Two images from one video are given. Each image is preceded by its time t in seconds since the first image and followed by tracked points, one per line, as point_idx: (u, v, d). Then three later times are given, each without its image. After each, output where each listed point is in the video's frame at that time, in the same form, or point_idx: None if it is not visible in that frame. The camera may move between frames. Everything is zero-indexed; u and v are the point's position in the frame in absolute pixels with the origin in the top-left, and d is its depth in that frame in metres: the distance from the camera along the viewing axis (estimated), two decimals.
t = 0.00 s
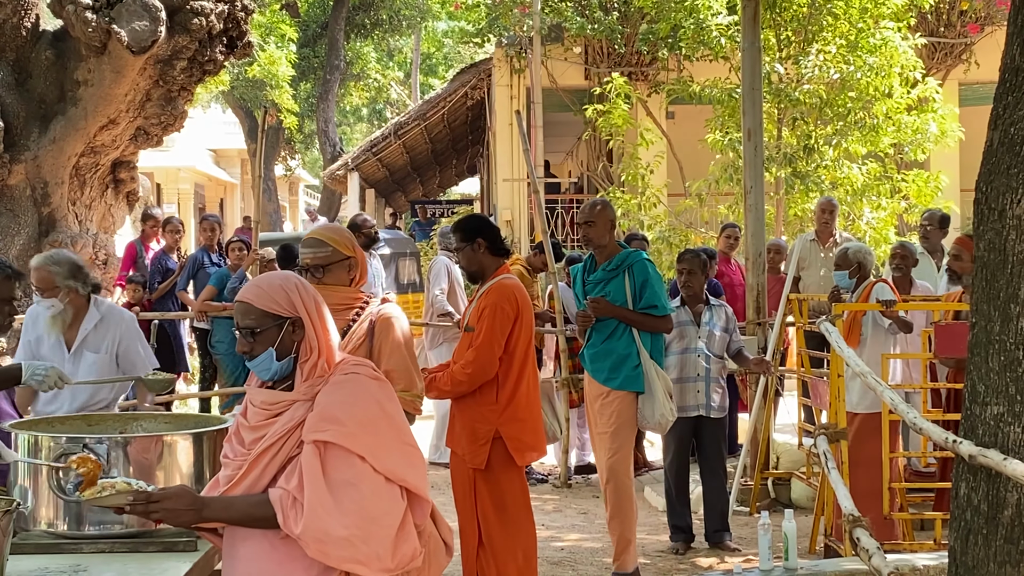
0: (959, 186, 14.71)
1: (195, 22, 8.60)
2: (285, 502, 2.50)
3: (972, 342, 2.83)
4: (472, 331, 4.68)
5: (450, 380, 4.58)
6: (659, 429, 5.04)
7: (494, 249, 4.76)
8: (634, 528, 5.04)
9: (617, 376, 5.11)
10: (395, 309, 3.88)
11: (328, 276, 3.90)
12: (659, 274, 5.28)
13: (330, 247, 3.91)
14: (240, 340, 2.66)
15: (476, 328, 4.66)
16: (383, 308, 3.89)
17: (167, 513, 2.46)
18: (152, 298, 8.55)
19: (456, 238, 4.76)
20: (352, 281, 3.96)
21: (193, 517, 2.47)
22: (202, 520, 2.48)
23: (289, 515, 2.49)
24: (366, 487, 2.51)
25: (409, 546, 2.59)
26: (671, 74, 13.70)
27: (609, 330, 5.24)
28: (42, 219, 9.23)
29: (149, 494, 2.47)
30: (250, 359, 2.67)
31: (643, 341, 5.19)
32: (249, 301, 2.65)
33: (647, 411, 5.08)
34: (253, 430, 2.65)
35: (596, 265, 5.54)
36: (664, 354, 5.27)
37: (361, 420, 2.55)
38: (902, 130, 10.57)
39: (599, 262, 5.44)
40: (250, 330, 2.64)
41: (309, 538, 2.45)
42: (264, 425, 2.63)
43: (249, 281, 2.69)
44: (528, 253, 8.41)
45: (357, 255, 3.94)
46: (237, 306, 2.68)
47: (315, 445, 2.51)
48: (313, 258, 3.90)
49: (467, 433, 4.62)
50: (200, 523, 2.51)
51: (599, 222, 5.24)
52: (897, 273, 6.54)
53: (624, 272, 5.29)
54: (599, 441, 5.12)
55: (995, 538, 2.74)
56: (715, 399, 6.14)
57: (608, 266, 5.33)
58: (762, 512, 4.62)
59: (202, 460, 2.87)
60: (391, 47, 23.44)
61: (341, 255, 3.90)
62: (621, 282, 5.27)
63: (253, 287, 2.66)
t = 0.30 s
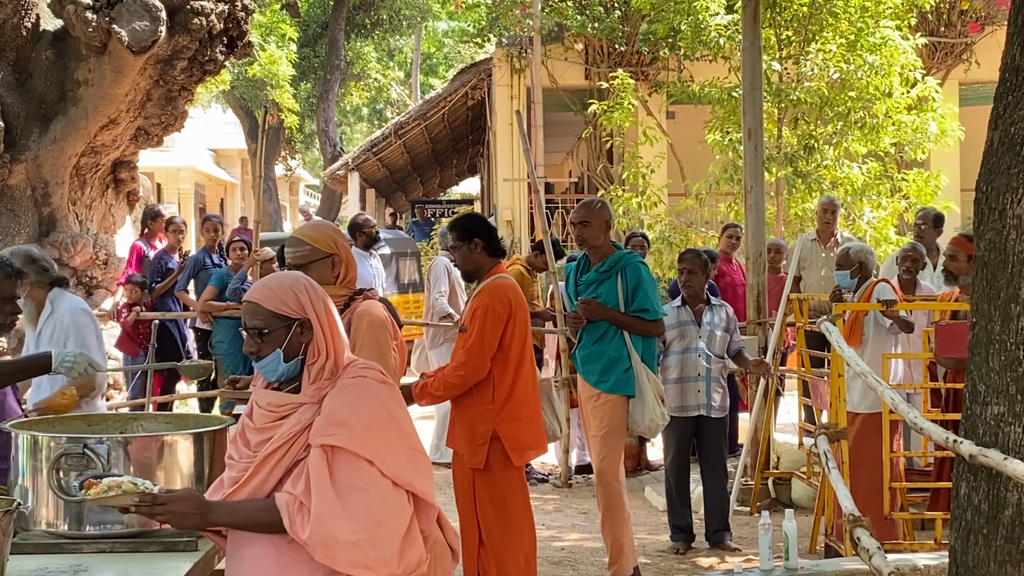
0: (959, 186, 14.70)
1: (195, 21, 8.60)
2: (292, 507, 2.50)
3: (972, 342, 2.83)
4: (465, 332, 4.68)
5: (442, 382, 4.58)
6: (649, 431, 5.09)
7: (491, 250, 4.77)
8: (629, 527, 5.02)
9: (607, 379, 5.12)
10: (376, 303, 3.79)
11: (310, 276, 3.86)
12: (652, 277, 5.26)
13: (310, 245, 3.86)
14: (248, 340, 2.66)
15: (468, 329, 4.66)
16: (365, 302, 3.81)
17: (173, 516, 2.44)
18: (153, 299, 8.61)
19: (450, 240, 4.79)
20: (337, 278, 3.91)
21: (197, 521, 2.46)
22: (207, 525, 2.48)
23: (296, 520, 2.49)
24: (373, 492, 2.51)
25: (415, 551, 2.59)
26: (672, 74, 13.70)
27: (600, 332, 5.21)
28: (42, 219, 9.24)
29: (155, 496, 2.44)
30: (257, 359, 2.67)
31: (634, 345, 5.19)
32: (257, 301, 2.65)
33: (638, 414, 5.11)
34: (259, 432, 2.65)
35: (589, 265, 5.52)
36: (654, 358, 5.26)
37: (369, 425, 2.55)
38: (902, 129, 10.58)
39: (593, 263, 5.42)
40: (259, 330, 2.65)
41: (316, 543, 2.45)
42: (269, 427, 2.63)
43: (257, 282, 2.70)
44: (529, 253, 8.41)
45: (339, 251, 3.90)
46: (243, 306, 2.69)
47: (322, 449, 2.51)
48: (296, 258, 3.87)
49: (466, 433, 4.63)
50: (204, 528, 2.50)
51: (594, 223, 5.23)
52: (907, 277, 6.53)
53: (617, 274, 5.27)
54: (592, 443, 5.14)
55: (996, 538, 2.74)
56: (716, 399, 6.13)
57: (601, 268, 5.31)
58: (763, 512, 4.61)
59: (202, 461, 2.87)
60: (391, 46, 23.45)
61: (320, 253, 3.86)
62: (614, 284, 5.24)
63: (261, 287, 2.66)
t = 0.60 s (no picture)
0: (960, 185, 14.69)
1: (196, 21, 8.61)
2: (332, 519, 2.49)
3: (972, 341, 2.84)
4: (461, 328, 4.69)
5: (438, 379, 4.58)
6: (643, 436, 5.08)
7: (489, 249, 4.77)
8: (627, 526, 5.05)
9: (602, 381, 5.12)
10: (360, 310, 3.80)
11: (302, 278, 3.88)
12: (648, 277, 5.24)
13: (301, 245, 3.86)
14: (257, 345, 2.64)
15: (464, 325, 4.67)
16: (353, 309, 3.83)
17: (209, 527, 2.42)
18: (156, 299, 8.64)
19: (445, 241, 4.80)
20: (332, 278, 3.90)
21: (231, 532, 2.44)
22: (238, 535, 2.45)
23: (339, 532, 2.48)
24: (410, 492, 2.52)
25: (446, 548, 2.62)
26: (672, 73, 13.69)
27: (594, 333, 5.21)
28: (42, 219, 9.25)
29: (192, 506, 2.42)
30: (268, 364, 2.64)
31: (630, 347, 5.19)
32: (267, 305, 2.64)
33: (630, 417, 5.12)
34: (273, 439, 2.62)
35: (585, 263, 5.49)
36: (649, 360, 5.25)
37: (397, 427, 2.56)
38: (902, 128, 10.57)
39: (589, 262, 5.39)
40: (271, 334, 2.63)
41: (363, 549, 2.45)
42: (285, 435, 2.61)
43: (265, 284, 2.69)
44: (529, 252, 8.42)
45: (330, 251, 3.88)
46: (253, 309, 2.68)
47: (353, 456, 2.51)
48: (290, 259, 3.86)
49: (463, 431, 4.63)
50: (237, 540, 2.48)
51: (590, 222, 5.19)
52: (912, 277, 6.51)
53: (613, 275, 5.24)
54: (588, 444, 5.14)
55: (996, 537, 2.75)
56: (716, 398, 6.15)
57: (597, 268, 5.29)
58: (764, 512, 4.61)
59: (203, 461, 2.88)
60: (391, 46, 23.45)
61: (313, 253, 3.85)
62: (610, 285, 5.22)
63: (269, 290, 2.65)
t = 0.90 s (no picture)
0: (960, 184, 14.69)
1: (196, 20, 8.59)
2: (371, 531, 2.39)
3: (973, 340, 2.84)
4: (465, 330, 4.66)
5: (452, 378, 4.56)
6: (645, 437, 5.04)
7: (481, 250, 4.78)
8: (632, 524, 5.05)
9: (600, 379, 5.13)
10: (358, 309, 3.80)
11: (301, 277, 3.88)
12: (649, 274, 5.22)
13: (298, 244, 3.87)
14: (253, 358, 2.52)
15: (468, 326, 4.66)
16: (353, 305, 3.83)
17: (253, 547, 2.33)
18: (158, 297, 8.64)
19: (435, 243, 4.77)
20: (330, 277, 3.90)
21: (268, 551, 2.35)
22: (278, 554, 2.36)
23: (380, 542, 2.39)
24: (440, 494, 2.45)
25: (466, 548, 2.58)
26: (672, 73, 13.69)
27: (593, 330, 5.22)
28: (43, 218, 9.26)
29: (238, 525, 2.33)
30: (254, 378, 2.52)
31: (630, 349, 5.15)
32: (265, 315, 2.52)
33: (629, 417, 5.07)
34: (274, 455, 2.47)
35: (585, 259, 5.48)
36: (650, 359, 5.23)
37: (411, 432, 2.50)
38: (903, 127, 10.56)
39: (588, 258, 5.39)
40: (271, 345, 2.52)
41: (410, 556, 2.36)
42: (289, 450, 2.47)
43: (254, 291, 2.57)
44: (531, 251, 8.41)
45: (327, 250, 3.88)
46: (240, 321, 2.55)
47: (377, 464, 2.43)
48: (288, 258, 3.88)
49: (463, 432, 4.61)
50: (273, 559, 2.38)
51: (588, 218, 5.19)
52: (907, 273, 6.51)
53: (612, 272, 5.24)
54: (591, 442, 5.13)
55: (997, 536, 2.74)
56: (717, 397, 6.15)
57: (596, 264, 5.29)
58: (764, 511, 4.61)
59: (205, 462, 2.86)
60: (392, 45, 23.45)
61: (311, 252, 3.86)
62: (609, 282, 5.22)
63: (263, 299, 2.53)
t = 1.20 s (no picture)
0: (960, 182, 14.69)
1: (196, 19, 8.58)
2: (367, 525, 2.33)
3: (973, 338, 2.84)
4: (466, 330, 4.67)
5: (467, 378, 4.55)
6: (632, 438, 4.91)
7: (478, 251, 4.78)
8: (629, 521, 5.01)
9: (592, 380, 5.06)
10: (358, 308, 3.83)
11: (300, 275, 3.88)
12: (645, 274, 5.14)
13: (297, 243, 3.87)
14: (228, 334, 2.44)
15: (471, 327, 4.67)
16: (353, 304, 3.85)
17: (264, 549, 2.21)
18: (158, 296, 8.66)
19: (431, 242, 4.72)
20: (330, 275, 3.91)
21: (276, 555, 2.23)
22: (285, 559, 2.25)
23: (374, 537, 2.33)
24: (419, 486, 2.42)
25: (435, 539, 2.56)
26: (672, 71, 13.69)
27: (587, 330, 5.11)
28: (44, 217, 9.26)
29: (254, 524, 2.20)
30: (224, 360, 2.43)
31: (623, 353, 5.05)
32: (245, 290, 2.45)
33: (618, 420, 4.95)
34: (252, 452, 2.34)
35: (580, 258, 5.40)
36: (645, 361, 5.12)
37: (387, 423, 2.45)
38: (903, 126, 10.56)
39: (584, 257, 5.30)
40: (248, 323, 2.44)
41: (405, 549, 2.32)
42: (267, 446, 2.34)
43: (236, 269, 2.50)
44: (531, 250, 8.41)
45: (326, 248, 3.87)
46: (213, 297, 2.47)
47: (362, 456, 2.36)
48: (286, 256, 3.87)
49: (471, 434, 4.61)
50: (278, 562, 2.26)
51: (580, 217, 5.14)
52: (900, 271, 6.52)
53: (608, 271, 5.15)
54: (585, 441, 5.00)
55: (997, 534, 2.75)
56: (717, 396, 6.17)
57: (591, 263, 5.19)
58: (764, 510, 4.62)
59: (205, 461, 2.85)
60: (392, 44, 23.45)
61: (310, 251, 3.85)
62: (604, 282, 5.13)
63: (243, 276, 2.46)
